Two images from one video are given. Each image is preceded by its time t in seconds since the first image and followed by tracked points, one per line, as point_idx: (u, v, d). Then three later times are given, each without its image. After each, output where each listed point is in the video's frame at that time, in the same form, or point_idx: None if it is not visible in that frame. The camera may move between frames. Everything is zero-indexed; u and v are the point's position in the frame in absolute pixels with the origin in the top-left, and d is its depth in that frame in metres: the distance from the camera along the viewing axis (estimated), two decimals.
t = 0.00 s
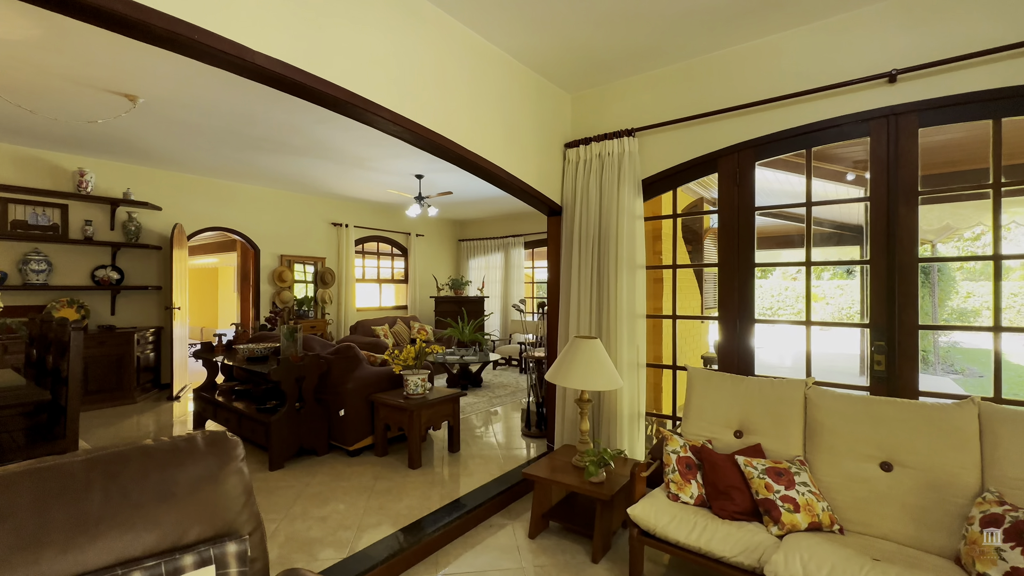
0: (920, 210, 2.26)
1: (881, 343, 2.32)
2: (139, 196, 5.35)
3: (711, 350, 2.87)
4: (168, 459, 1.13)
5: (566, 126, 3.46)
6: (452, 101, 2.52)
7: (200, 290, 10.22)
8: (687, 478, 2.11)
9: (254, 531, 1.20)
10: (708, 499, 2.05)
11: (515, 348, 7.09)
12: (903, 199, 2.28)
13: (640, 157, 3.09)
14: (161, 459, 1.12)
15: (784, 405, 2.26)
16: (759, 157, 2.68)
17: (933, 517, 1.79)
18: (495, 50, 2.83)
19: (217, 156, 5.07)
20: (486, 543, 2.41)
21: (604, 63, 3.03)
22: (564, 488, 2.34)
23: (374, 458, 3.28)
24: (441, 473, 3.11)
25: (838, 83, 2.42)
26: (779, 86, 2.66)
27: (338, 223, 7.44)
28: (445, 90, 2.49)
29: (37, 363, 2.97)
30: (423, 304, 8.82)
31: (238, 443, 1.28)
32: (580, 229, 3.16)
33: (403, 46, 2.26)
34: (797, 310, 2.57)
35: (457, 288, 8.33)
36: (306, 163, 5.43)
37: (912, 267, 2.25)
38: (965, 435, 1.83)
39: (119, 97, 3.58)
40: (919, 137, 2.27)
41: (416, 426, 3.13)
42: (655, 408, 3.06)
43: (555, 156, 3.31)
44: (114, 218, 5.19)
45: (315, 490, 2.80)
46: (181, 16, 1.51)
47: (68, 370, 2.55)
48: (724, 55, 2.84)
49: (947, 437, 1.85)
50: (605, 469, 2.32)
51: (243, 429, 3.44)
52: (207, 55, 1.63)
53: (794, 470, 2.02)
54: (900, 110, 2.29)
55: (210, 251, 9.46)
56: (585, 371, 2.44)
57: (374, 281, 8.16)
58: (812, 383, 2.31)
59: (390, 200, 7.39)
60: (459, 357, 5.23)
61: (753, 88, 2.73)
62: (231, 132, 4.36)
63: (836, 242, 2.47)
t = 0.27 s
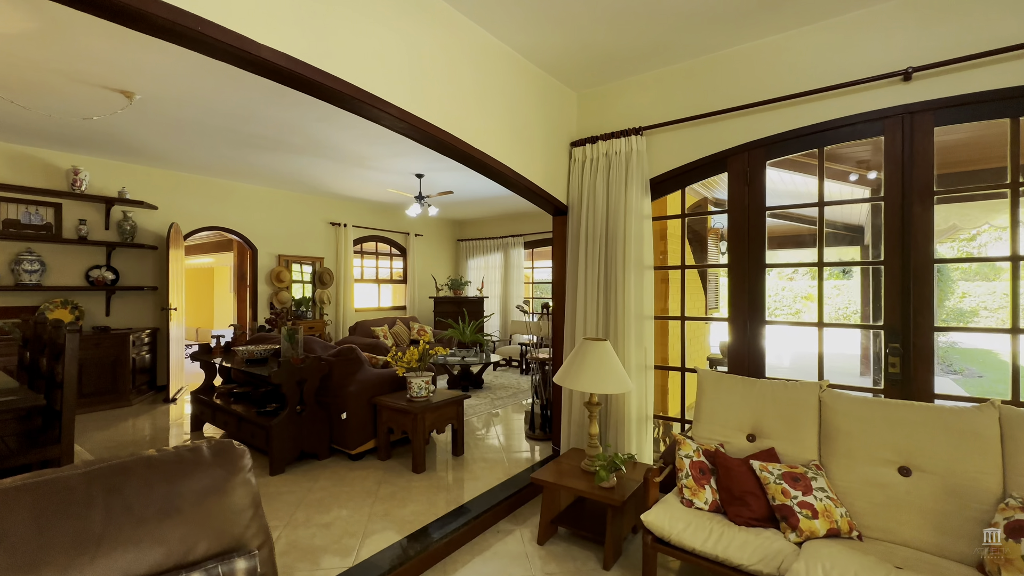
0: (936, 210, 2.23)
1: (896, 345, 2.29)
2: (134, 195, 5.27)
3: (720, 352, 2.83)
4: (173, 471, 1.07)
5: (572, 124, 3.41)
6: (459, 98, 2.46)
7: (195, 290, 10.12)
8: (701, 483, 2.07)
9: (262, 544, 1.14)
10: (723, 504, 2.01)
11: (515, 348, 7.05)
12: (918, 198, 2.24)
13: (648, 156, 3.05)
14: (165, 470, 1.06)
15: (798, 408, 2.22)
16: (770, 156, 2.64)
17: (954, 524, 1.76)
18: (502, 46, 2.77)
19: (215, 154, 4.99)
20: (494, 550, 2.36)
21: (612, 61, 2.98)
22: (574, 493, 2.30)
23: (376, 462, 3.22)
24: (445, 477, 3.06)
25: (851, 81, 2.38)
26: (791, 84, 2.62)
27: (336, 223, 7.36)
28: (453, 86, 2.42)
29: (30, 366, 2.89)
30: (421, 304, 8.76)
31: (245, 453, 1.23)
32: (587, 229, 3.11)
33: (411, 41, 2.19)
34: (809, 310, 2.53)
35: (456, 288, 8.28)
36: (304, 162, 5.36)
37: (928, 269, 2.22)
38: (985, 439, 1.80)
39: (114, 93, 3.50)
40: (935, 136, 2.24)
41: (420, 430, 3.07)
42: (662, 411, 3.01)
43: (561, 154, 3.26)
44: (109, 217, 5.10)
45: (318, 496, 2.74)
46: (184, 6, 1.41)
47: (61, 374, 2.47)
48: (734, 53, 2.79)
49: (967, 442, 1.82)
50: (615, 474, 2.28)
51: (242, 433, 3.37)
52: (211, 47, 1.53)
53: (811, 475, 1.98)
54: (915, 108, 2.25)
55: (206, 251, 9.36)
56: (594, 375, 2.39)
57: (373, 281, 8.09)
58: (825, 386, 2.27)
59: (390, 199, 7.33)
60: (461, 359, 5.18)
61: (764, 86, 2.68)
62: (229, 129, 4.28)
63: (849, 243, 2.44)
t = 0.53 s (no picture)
0: (948, 210, 2.21)
1: (908, 346, 2.27)
2: (130, 193, 5.18)
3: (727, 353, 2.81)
4: (180, 481, 1.02)
5: (577, 123, 3.37)
6: (467, 96, 2.41)
7: (190, 290, 10.01)
8: (713, 487, 2.04)
9: (273, 556, 1.10)
10: (736, 508, 1.98)
11: (515, 349, 7.02)
12: (930, 198, 2.23)
13: (655, 155, 3.02)
14: (172, 480, 1.02)
15: (809, 410, 2.19)
16: (779, 156, 2.62)
17: (972, 527, 1.74)
18: (509, 43, 2.72)
19: (212, 153, 4.91)
20: (502, 556, 2.32)
21: (619, 59, 2.94)
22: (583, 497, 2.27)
23: (379, 465, 3.17)
24: (450, 480, 3.02)
25: (863, 80, 2.36)
26: (801, 83, 2.59)
27: (334, 223, 7.29)
28: (461, 83, 2.37)
29: (24, 369, 2.81)
30: (420, 304, 8.70)
31: (254, 460, 1.18)
32: (593, 229, 3.08)
33: (419, 36, 2.13)
34: (819, 310, 2.51)
35: (454, 288, 8.23)
36: (303, 161, 5.29)
37: (940, 270, 2.20)
38: (1002, 442, 1.78)
39: (111, 90, 3.42)
40: (947, 136, 2.22)
41: (424, 432, 3.02)
42: (669, 412, 2.99)
43: (566, 153, 3.22)
44: (104, 216, 5.02)
45: (321, 500, 2.69)
46: None
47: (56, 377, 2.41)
48: (742, 51, 2.76)
49: (983, 445, 1.80)
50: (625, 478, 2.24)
51: (242, 436, 3.31)
52: (216, 40, 1.46)
53: (824, 478, 1.96)
54: (927, 108, 2.24)
55: (201, 251, 9.26)
56: (603, 377, 2.36)
57: (371, 282, 8.04)
58: (837, 387, 2.25)
59: (388, 199, 7.27)
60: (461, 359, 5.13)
61: (773, 85, 2.65)
62: (227, 127, 4.21)
63: (859, 243, 2.42)
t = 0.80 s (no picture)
0: (959, 210, 2.21)
1: (918, 346, 2.26)
2: (126, 192, 5.11)
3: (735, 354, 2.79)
4: (197, 489, 0.99)
5: (583, 122, 3.35)
6: (476, 94, 2.38)
7: (186, 291, 9.90)
8: (726, 489, 2.03)
9: (291, 565, 1.07)
10: (749, 511, 1.96)
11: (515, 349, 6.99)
12: (941, 197, 2.22)
13: (662, 154, 3.00)
14: (188, 488, 0.99)
15: (821, 412, 2.18)
16: (788, 155, 2.61)
17: (988, 529, 1.73)
18: (517, 41, 2.69)
19: (210, 151, 4.84)
20: (512, 559, 2.29)
21: (626, 59, 2.92)
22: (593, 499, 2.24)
23: (383, 468, 3.14)
24: (455, 483, 2.99)
25: (874, 79, 2.35)
26: (810, 83, 2.58)
27: (333, 223, 7.24)
28: (470, 81, 2.34)
29: (21, 371, 2.75)
30: (418, 304, 8.65)
31: (269, 466, 1.15)
32: (600, 229, 3.06)
33: (429, 33, 2.09)
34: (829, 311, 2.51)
35: (453, 289, 8.19)
36: (303, 159, 5.24)
37: (950, 270, 2.20)
38: (1017, 443, 1.78)
39: (109, 86, 3.36)
40: (958, 136, 2.21)
41: (429, 434, 2.99)
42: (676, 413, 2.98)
43: (573, 153, 3.20)
44: (100, 215, 4.94)
45: (326, 504, 2.65)
46: None
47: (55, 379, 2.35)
48: (751, 51, 2.75)
49: (998, 446, 1.79)
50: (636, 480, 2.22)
51: (243, 438, 3.26)
52: (226, 34, 1.42)
53: (838, 480, 1.94)
54: (937, 108, 2.23)
55: (197, 251, 9.16)
56: (613, 378, 2.34)
57: (370, 282, 7.99)
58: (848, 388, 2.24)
59: (387, 198, 7.23)
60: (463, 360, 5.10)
61: (782, 85, 2.64)
62: (227, 125, 4.15)
63: (869, 244, 2.41)
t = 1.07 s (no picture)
0: (971, 211, 2.21)
1: (931, 347, 2.26)
2: (124, 191, 5.04)
3: (746, 355, 2.79)
4: (225, 497, 0.96)
5: (590, 122, 3.34)
6: (488, 93, 2.35)
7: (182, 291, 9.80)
8: (742, 491, 2.02)
9: None
10: (766, 513, 1.95)
11: (516, 350, 6.97)
12: (953, 199, 2.23)
13: (671, 155, 2.99)
14: (216, 496, 0.96)
15: (835, 413, 2.18)
16: (799, 157, 2.61)
17: (1007, 531, 1.73)
18: (528, 40, 2.67)
19: (210, 149, 4.78)
20: (524, 562, 2.27)
21: (636, 59, 2.91)
22: (606, 502, 2.23)
23: (390, 470, 3.11)
24: (463, 485, 2.97)
25: (886, 81, 2.35)
26: (822, 84, 2.58)
27: (332, 222, 7.18)
28: (483, 80, 2.31)
29: (21, 373, 2.69)
30: (418, 304, 8.61)
31: (294, 473, 1.12)
32: (609, 229, 3.04)
33: (443, 31, 2.07)
34: (840, 312, 2.51)
35: (453, 289, 8.16)
36: (304, 159, 5.19)
37: (963, 273, 2.20)
38: None
39: (110, 84, 3.30)
40: (971, 137, 2.22)
41: (437, 436, 2.97)
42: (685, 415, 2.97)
43: (581, 153, 3.19)
44: (97, 215, 4.87)
45: (334, 508, 2.62)
46: None
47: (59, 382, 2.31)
48: (762, 51, 2.74)
49: (1015, 447, 1.80)
50: (650, 482, 2.21)
51: (247, 441, 3.22)
52: (244, 29, 1.39)
53: (855, 482, 1.94)
54: (949, 109, 2.24)
55: (193, 251, 9.07)
56: (626, 380, 2.32)
57: (369, 282, 7.94)
58: (862, 389, 2.24)
59: (388, 198, 7.18)
60: (466, 361, 5.08)
61: (793, 86, 2.64)
62: (228, 124, 4.10)
63: (881, 245, 2.41)
